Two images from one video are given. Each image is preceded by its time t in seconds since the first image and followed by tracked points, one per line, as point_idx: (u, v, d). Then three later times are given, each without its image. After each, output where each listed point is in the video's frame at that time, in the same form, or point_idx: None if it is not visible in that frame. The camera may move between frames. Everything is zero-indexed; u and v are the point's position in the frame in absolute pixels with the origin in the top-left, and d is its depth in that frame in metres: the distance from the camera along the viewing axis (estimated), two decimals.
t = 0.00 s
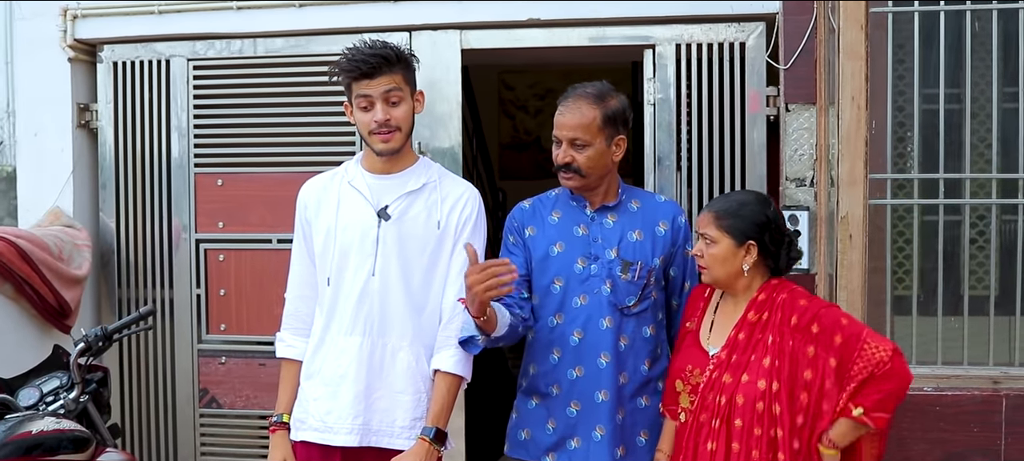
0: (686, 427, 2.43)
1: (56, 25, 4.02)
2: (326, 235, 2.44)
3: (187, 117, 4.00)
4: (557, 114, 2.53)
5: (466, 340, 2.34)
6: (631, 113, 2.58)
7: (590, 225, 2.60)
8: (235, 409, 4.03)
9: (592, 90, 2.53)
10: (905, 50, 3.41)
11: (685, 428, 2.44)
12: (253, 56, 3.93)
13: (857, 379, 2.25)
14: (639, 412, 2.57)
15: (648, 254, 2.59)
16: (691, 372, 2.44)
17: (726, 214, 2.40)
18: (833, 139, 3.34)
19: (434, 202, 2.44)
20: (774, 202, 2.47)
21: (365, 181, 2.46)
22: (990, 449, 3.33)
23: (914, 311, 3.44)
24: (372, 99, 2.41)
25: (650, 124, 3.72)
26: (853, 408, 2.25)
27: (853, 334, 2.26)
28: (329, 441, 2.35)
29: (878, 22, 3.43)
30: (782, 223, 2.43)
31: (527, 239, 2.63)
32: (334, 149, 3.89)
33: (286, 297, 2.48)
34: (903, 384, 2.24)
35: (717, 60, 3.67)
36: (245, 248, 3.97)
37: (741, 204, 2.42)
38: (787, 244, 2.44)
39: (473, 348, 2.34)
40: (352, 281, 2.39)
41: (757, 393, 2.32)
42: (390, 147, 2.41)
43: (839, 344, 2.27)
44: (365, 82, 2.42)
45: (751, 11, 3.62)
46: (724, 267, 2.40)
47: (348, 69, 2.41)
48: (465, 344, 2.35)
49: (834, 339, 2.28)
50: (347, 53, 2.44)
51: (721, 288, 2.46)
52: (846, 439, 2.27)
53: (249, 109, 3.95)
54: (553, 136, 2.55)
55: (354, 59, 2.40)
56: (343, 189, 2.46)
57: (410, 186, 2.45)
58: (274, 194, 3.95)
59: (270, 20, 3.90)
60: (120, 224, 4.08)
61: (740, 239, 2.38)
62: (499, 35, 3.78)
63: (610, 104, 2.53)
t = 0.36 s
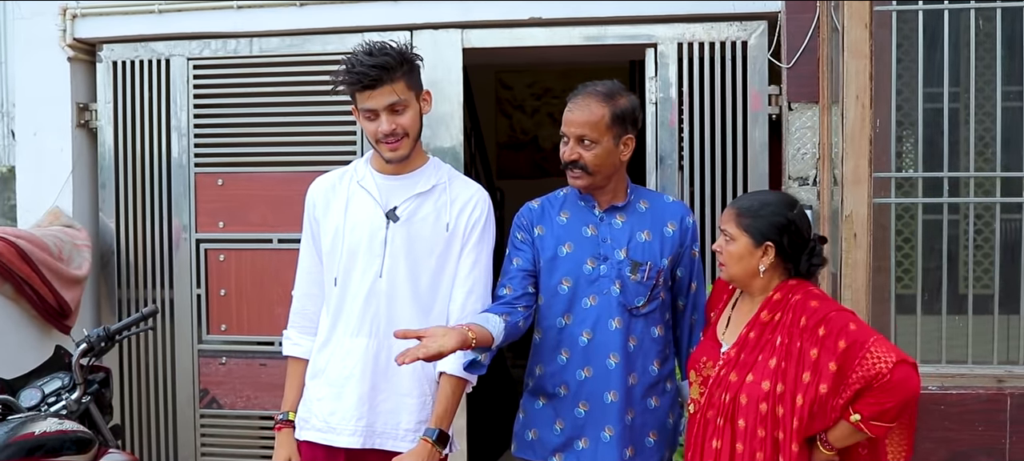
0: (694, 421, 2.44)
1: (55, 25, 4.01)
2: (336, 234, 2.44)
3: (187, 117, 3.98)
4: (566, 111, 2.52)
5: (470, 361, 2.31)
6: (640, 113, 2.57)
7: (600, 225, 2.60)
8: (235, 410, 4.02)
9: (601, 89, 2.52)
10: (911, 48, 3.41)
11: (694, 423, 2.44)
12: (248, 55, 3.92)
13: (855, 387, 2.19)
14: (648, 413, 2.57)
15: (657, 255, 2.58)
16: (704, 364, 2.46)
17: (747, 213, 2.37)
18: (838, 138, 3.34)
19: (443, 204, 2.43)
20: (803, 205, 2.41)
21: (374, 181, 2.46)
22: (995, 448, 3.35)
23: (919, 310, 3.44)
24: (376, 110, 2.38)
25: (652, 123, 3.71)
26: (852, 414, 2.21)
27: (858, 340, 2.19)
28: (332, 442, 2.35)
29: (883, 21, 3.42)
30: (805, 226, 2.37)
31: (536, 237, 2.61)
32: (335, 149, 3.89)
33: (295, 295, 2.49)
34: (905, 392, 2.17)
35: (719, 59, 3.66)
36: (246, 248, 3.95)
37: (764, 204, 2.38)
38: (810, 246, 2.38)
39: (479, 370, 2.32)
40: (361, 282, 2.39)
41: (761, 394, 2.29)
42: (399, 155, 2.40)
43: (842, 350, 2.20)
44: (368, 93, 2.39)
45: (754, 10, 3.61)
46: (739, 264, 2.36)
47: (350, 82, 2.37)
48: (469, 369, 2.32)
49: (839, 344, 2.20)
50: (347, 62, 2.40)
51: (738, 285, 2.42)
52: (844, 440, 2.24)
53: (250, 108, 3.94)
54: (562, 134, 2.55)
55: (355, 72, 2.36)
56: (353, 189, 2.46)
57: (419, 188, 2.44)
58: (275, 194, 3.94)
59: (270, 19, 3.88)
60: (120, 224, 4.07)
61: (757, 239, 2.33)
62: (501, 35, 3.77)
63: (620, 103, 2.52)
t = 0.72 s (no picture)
0: (690, 427, 2.44)
1: (43, 24, 3.97)
2: (328, 235, 2.43)
3: (175, 117, 3.95)
4: (557, 113, 2.52)
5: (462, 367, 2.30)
6: (633, 114, 2.57)
7: (592, 226, 2.59)
8: (224, 412, 3.99)
9: (592, 90, 2.52)
10: (904, 49, 3.42)
11: (691, 429, 2.44)
12: (233, 55, 3.90)
13: (853, 398, 2.19)
14: (643, 415, 2.56)
15: (650, 256, 2.57)
16: (705, 371, 2.45)
17: (746, 217, 2.36)
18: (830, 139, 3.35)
19: (437, 205, 2.42)
20: (803, 208, 2.39)
21: (369, 182, 2.45)
22: (987, 448, 3.36)
23: (911, 310, 3.46)
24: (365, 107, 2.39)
25: (643, 124, 3.70)
26: (851, 425, 2.21)
27: (858, 351, 2.19)
28: (325, 444, 2.34)
29: (876, 21, 3.43)
30: (804, 231, 2.36)
31: (528, 239, 2.61)
32: (325, 149, 3.87)
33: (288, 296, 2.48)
34: (905, 405, 2.17)
35: (712, 60, 3.66)
36: (235, 249, 3.93)
37: (763, 208, 2.36)
38: (811, 250, 2.37)
39: (473, 375, 2.30)
40: (353, 284, 2.37)
41: (760, 403, 2.28)
42: (388, 152, 2.39)
43: (842, 360, 2.19)
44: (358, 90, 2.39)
45: (745, 10, 3.60)
46: (737, 269, 2.37)
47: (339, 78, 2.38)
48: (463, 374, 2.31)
49: (838, 354, 2.20)
50: (338, 60, 2.41)
51: (738, 289, 2.43)
52: (842, 451, 2.25)
53: (239, 108, 3.91)
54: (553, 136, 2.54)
55: (344, 68, 2.37)
56: (348, 190, 2.45)
57: (413, 188, 2.43)
58: (264, 194, 3.91)
59: (260, 19, 3.86)
60: (108, 225, 4.04)
61: (755, 245, 2.33)
62: (492, 35, 3.76)
63: (611, 104, 2.51)
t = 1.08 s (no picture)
0: (667, 427, 2.43)
1: (4, 19, 3.89)
2: (299, 232, 2.41)
3: (141, 114, 3.90)
4: (534, 111, 2.50)
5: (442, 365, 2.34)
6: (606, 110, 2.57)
7: (564, 223, 2.59)
8: (191, 412, 3.94)
9: (566, 86, 2.51)
10: (873, 48, 3.46)
11: (666, 430, 2.43)
12: (195, 52, 3.85)
13: (834, 395, 2.21)
14: (617, 412, 2.56)
15: (622, 253, 2.58)
16: (677, 371, 2.45)
17: (718, 216, 2.37)
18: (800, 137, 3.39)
19: (409, 201, 2.41)
20: (774, 206, 2.41)
21: (341, 179, 2.43)
22: (955, 443, 3.40)
23: (881, 307, 3.51)
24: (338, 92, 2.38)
25: (613, 122, 3.70)
26: (830, 422, 2.24)
27: (837, 349, 2.22)
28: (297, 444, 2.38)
29: (846, 19, 3.46)
30: (777, 228, 2.38)
31: (500, 237, 2.60)
32: (294, 146, 3.83)
33: (259, 293, 2.47)
34: (885, 401, 2.20)
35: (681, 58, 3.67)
36: (201, 248, 3.89)
37: (734, 207, 2.38)
38: (783, 247, 2.40)
39: (450, 373, 2.34)
40: (325, 282, 2.36)
41: (738, 402, 2.30)
42: (355, 139, 2.36)
43: (820, 358, 2.22)
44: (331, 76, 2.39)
45: (714, 9, 3.62)
46: (709, 267, 2.38)
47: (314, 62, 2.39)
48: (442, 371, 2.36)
49: (817, 352, 2.23)
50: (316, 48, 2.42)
51: (711, 287, 2.44)
52: (819, 448, 2.28)
53: (206, 106, 3.87)
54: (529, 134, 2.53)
55: (319, 52, 2.38)
56: (320, 187, 2.43)
57: (384, 184, 2.41)
58: (232, 193, 3.87)
59: (226, 15, 3.81)
60: (72, 223, 3.97)
61: (728, 244, 2.35)
62: (461, 32, 3.75)
63: (586, 100, 2.51)
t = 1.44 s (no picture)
0: (667, 428, 2.43)
1: (2, 20, 3.89)
2: (299, 231, 2.46)
3: (140, 114, 3.90)
4: (535, 111, 2.50)
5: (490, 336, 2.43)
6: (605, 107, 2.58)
7: (562, 223, 2.60)
8: (190, 412, 3.94)
9: (562, 85, 2.52)
10: (870, 48, 3.47)
11: (667, 430, 2.43)
12: (193, 53, 3.86)
13: (837, 394, 2.24)
14: (619, 411, 2.56)
15: (621, 252, 2.58)
16: (677, 371, 2.46)
17: (717, 214, 2.39)
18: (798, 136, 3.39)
19: (406, 197, 2.44)
20: (772, 204, 2.43)
21: (340, 178, 2.47)
22: (954, 442, 3.40)
23: (879, 307, 3.52)
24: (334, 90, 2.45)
25: (611, 122, 3.71)
26: (832, 420, 2.25)
27: (839, 348, 2.24)
28: (301, 442, 2.39)
29: (843, 19, 3.48)
30: (776, 226, 2.40)
31: (501, 236, 2.62)
32: (292, 147, 3.84)
33: (260, 294, 2.51)
34: (887, 398, 2.23)
35: (678, 58, 3.68)
36: (200, 248, 3.89)
37: (733, 205, 2.39)
38: (782, 244, 2.41)
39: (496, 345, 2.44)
40: (324, 279, 2.40)
41: (739, 401, 2.31)
42: (350, 136, 2.42)
43: (823, 357, 2.24)
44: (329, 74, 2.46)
45: (711, 9, 3.62)
46: (709, 265, 2.38)
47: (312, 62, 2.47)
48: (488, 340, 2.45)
49: (819, 351, 2.25)
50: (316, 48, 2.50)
51: (710, 286, 2.45)
52: (821, 446, 2.29)
53: (205, 106, 3.87)
54: (532, 136, 2.53)
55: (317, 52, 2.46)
56: (318, 187, 2.48)
57: (382, 181, 2.44)
58: (231, 193, 3.87)
59: (224, 16, 3.81)
60: (71, 224, 3.97)
61: (727, 240, 2.36)
62: (459, 33, 3.76)
63: (581, 96, 2.53)
